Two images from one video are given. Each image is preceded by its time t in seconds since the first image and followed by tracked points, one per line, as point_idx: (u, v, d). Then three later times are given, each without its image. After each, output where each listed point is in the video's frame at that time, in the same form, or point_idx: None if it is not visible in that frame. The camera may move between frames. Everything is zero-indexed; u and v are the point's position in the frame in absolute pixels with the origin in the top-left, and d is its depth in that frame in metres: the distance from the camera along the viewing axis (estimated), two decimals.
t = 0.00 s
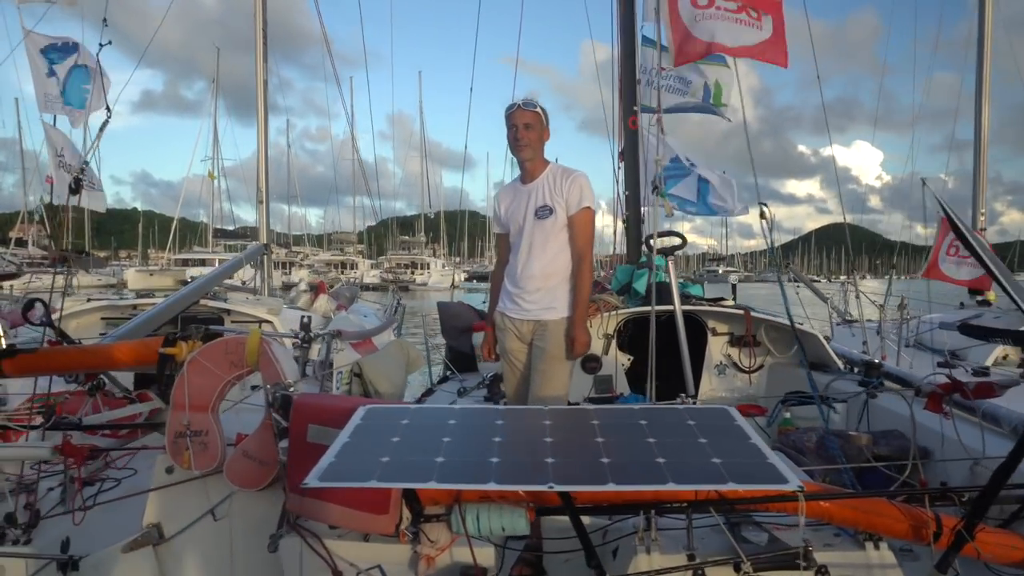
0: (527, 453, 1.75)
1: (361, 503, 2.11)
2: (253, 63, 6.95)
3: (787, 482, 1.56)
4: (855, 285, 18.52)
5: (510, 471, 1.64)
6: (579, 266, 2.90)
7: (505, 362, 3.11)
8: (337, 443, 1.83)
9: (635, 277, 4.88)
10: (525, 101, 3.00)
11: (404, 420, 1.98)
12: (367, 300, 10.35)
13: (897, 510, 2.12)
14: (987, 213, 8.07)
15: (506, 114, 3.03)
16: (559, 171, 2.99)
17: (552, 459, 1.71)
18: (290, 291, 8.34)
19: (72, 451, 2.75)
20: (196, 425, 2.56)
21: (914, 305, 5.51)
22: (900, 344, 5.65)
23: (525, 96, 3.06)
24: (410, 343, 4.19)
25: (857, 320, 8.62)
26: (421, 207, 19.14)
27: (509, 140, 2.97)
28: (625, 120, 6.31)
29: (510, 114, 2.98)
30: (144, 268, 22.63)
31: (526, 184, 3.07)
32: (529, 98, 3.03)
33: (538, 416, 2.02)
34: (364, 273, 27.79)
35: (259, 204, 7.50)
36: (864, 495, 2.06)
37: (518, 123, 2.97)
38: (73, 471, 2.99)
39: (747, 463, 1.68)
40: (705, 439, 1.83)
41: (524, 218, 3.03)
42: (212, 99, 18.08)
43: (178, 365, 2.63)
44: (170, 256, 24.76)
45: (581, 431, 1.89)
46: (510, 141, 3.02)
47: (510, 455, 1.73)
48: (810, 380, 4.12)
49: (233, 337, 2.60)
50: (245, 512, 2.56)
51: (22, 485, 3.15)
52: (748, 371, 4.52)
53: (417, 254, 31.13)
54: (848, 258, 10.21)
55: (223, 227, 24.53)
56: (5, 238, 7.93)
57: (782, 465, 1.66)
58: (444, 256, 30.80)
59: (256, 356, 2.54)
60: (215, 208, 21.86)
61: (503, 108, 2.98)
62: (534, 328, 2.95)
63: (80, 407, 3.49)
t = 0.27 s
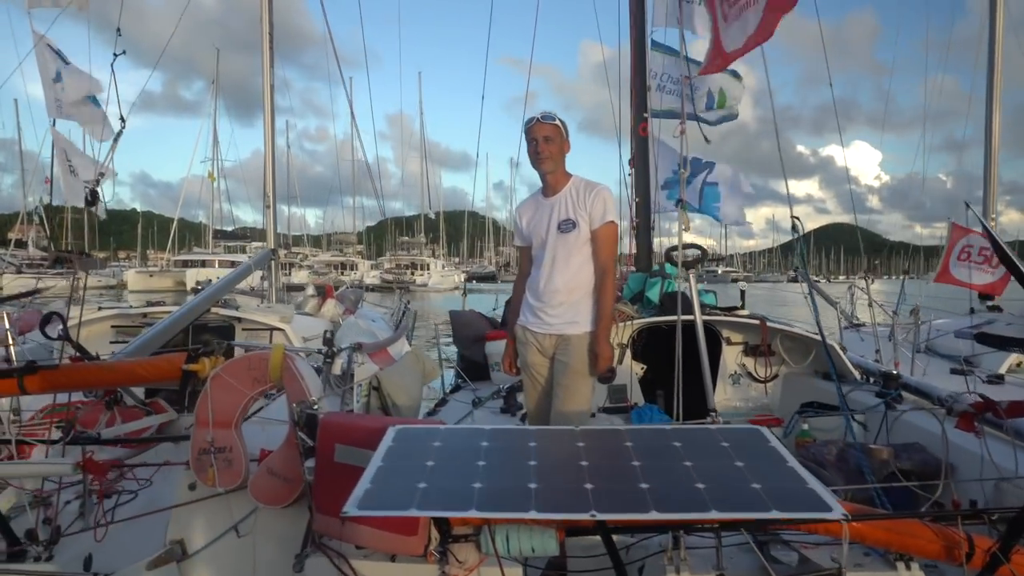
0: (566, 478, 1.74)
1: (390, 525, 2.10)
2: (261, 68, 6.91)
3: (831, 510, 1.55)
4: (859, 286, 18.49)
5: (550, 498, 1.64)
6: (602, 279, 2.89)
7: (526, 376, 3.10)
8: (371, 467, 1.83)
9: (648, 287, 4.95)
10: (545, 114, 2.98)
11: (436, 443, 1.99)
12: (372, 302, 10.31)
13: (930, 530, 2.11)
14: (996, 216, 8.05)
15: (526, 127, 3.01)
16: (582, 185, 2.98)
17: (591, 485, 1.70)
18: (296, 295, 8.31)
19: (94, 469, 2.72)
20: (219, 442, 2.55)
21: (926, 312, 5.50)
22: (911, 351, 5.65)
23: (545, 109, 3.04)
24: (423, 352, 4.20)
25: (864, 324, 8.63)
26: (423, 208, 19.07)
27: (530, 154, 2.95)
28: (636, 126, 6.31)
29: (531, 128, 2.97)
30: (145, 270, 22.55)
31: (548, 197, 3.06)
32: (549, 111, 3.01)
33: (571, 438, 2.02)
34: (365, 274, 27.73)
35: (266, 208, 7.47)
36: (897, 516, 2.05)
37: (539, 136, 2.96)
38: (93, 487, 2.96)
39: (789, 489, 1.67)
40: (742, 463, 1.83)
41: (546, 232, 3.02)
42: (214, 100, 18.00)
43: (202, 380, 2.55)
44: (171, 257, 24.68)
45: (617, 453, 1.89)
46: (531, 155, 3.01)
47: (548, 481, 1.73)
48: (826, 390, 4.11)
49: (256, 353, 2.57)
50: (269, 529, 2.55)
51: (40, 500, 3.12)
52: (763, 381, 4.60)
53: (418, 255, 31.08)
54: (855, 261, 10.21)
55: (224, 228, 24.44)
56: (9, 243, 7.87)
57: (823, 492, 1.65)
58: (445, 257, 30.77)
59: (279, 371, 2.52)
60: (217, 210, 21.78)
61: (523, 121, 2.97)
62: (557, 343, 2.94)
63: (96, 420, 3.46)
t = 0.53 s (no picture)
0: (594, 510, 1.70)
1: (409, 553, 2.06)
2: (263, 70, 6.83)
3: (870, 547, 1.50)
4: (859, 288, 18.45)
5: (580, 532, 1.60)
6: (618, 295, 2.86)
7: (540, 392, 3.07)
8: (393, 498, 1.79)
9: (656, 295, 4.95)
10: (562, 126, 2.95)
11: (458, 470, 1.95)
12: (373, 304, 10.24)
13: (958, 556, 2.07)
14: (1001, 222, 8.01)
15: (543, 139, 2.98)
16: (599, 199, 2.95)
17: (621, 518, 1.66)
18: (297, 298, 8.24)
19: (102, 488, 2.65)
20: (232, 462, 2.51)
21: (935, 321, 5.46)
22: (918, 359, 5.64)
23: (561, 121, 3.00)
24: (431, 365, 4.18)
25: (866, 329, 8.62)
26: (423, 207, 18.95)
27: (546, 167, 2.91)
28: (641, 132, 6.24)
29: (547, 141, 2.93)
30: (141, 268, 22.37)
31: (564, 211, 3.02)
32: (565, 123, 2.98)
33: (596, 465, 1.99)
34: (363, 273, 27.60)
35: (269, 211, 7.40)
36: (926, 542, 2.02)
37: (553, 149, 2.92)
38: (100, 504, 2.89)
39: (824, 523, 1.63)
40: (773, 493, 1.79)
41: (562, 246, 2.98)
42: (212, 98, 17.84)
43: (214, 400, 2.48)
44: (166, 255, 24.51)
45: (644, 482, 1.85)
46: (547, 168, 2.96)
47: (577, 514, 1.69)
48: (837, 403, 4.08)
49: (269, 371, 2.53)
50: (282, 551, 2.51)
51: (44, 516, 3.05)
52: (773, 392, 4.54)
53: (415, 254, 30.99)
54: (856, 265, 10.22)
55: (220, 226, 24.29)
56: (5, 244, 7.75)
57: (860, 525, 1.61)
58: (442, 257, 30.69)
59: (293, 390, 2.48)
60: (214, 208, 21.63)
61: (539, 134, 2.93)
62: (572, 359, 2.91)
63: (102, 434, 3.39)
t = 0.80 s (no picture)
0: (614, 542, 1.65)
1: None
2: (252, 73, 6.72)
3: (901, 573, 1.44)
4: (844, 288, 18.60)
5: (601, 566, 1.55)
6: (623, 309, 2.82)
7: (541, 408, 3.01)
8: (404, 531, 1.73)
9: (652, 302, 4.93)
10: (566, 137, 2.89)
11: (469, 499, 1.90)
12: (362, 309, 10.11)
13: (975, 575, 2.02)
14: (989, 225, 8.07)
15: (546, 150, 2.93)
16: (603, 211, 2.90)
17: (643, 551, 1.61)
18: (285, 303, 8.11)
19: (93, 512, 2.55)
20: (230, 487, 2.45)
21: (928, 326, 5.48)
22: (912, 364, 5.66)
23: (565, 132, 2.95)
24: (427, 377, 4.12)
25: (856, 332, 8.67)
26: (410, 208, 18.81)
27: (550, 179, 2.86)
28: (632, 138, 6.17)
29: (550, 152, 2.88)
30: (122, 270, 21.99)
31: (567, 223, 2.97)
32: (569, 133, 2.93)
33: (611, 491, 1.94)
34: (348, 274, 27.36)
35: (257, 216, 7.27)
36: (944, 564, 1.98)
37: (557, 161, 2.87)
38: (89, 527, 2.79)
39: (851, 552, 1.58)
40: (795, 519, 1.75)
41: (565, 258, 2.93)
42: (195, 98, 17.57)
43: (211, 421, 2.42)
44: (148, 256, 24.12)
45: (662, 510, 1.81)
46: (551, 179, 2.91)
47: (596, 546, 1.64)
48: (836, 412, 4.06)
49: (268, 391, 2.46)
50: None
51: (30, 539, 2.94)
52: (771, 400, 4.50)
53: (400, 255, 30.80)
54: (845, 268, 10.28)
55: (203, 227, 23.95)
56: None
57: (888, 553, 1.57)
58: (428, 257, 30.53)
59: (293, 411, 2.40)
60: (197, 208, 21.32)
61: (543, 144, 2.87)
62: (575, 374, 2.86)
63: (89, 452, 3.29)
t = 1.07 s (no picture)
0: (618, 566, 1.63)
1: None
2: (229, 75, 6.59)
3: None
4: (817, 290, 18.90)
5: None
6: (614, 321, 2.80)
7: (532, 421, 2.99)
8: (404, 556, 1.69)
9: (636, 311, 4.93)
10: (556, 148, 2.88)
11: (468, 521, 1.87)
12: (341, 315, 9.97)
13: None
14: (959, 230, 8.25)
15: (537, 161, 2.91)
16: (592, 222, 2.88)
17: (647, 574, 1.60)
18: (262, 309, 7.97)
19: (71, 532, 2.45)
20: (218, 506, 2.40)
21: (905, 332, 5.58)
22: (889, 370, 5.76)
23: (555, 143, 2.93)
24: (412, 387, 4.06)
25: (831, 336, 8.81)
26: (387, 210, 18.65)
27: (541, 190, 2.83)
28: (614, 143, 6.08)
29: (540, 164, 2.86)
30: (89, 272, 21.42)
31: (557, 234, 2.94)
32: (559, 144, 2.91)
33: (611, 511, 1.92)
34: (324, 276, 27.06)
35: (235, 221, 7.14)
36: None
37: (546, 173, 2.85)
38: (66, 547, 2.69)
39: (855, 571, 1.57)
40: (798, 538, 1.75)
41: (555, 270, 2.90)
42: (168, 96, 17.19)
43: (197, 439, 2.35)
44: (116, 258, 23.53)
45: (664, 531, 1.79)
46: (541, 191, 2.89)
47: (602, 570, 1.61)
48: (820, 419, 4.10)
49: (257, 407, 2.39)
50: None
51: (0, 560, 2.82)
52: (755, 408, 4.53)
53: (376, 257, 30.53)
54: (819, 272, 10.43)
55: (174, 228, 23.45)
56: None
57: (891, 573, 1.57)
58: (404, 259, 30.30)
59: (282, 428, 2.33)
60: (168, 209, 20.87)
61: (533, 156, 2.85)
62: (566, 387, 2.84)
63: (64, 470, 3.18)
